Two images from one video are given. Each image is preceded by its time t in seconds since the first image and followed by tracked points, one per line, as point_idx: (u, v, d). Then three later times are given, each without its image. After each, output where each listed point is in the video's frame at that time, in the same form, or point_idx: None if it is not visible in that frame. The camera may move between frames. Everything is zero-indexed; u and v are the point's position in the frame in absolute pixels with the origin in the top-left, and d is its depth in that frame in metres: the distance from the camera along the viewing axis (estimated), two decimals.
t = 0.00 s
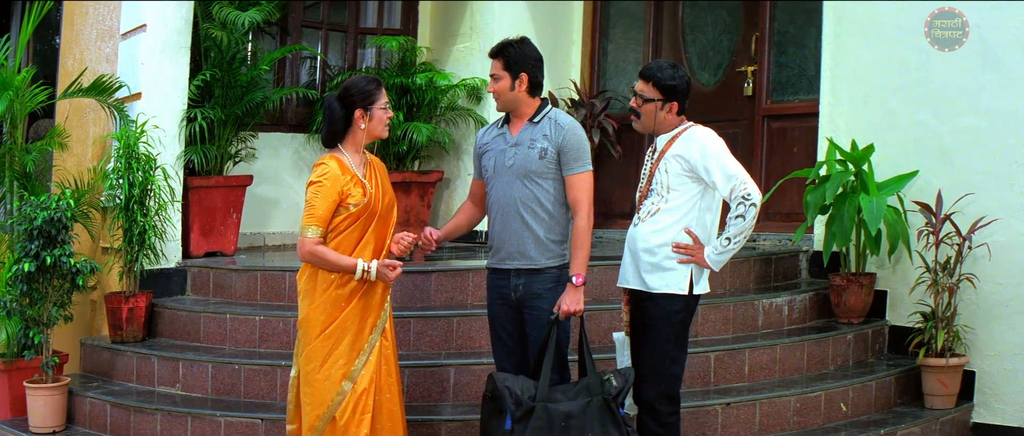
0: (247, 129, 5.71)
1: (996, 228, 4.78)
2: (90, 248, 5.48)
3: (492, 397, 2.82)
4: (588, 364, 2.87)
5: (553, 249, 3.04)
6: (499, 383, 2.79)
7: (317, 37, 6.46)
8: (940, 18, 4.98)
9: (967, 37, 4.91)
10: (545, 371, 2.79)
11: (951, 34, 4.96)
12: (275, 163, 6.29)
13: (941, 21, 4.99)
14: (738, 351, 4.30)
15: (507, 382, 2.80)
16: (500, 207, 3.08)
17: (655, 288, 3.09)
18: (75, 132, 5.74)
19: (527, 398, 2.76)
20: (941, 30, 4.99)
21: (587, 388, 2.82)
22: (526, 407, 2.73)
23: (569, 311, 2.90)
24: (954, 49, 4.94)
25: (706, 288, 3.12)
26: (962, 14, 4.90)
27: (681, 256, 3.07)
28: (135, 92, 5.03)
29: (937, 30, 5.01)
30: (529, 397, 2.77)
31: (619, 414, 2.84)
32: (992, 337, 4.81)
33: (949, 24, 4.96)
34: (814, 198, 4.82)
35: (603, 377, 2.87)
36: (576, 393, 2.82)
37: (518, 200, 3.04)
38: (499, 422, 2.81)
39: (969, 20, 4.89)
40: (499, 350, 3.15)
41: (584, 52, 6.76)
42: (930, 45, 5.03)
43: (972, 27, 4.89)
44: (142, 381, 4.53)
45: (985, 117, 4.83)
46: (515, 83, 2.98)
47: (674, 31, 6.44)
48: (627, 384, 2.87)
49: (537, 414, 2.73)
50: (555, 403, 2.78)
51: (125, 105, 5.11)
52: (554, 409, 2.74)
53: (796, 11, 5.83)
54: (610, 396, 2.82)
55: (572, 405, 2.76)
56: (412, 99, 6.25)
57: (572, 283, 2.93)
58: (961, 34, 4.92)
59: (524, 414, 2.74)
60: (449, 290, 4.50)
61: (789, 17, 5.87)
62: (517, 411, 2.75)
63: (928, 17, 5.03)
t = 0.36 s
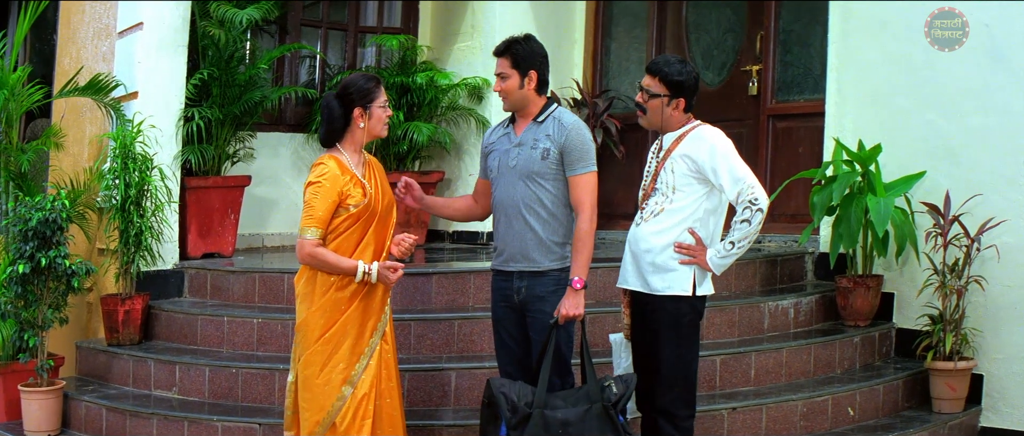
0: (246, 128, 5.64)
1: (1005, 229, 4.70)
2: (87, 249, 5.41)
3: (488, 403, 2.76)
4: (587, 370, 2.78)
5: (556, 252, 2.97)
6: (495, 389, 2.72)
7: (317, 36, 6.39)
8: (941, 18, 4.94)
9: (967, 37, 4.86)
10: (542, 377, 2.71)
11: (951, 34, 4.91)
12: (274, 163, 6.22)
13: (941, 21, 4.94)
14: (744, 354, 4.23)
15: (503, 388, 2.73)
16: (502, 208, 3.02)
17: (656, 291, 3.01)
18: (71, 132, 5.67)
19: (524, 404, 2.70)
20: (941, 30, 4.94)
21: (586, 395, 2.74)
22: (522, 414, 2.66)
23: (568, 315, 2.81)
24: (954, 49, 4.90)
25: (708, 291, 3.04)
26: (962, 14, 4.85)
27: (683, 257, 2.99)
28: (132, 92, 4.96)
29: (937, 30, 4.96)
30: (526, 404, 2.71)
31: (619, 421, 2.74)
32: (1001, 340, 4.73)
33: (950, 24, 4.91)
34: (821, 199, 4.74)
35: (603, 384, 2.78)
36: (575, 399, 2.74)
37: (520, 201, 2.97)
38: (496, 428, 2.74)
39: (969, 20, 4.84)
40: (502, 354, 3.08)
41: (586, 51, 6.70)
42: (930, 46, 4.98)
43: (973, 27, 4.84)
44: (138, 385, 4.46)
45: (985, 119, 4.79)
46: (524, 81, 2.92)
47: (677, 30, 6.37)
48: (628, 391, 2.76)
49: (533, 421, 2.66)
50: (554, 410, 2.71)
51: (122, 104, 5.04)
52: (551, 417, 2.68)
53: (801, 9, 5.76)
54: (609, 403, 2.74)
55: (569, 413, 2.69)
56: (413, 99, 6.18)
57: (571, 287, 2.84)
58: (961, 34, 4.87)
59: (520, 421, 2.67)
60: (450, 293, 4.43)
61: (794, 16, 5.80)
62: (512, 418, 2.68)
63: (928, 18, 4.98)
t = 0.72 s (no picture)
0: (244, 128, 5.57)
1: (1013, 231, 4.63)
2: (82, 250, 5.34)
3: (498, 409, 2.69)
4: (597, 373, 2.72)
5: (561, 254, 2.90)
6: (505, 394, 2.65)
7: (316, 35, 6.33)
8: (941, 18, 4.89)
9: (967, 37, 4.81)
10: (553, 380, 2.64)
11: (952, 34, 4.86)
12: (272, 163, 6.15)
13: (941, 21, 4.89)
14: (751, 358, 4.16)
15: (513, 393, 2.66)
16: (508, 210, 2.95)
17: (664, 295, 2.95)
18: (67, 132, 5.60)
19: (535, 409, 2.63)
20: (941, 30, 4.89)
21: (597, 399, 2.68)
22: (534, 419, 2.59)
23: (577, 318, 2.77)
24: (954, 50, 4.85)
25: (717, 294, 2.98)
26: (962, 14, 4.81)
27: (691, 260, 2.93)
28: (128, 90, 4.92)
29: (937, 30, 4.91)
30: (537, 409, 2.64)
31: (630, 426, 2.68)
32: (1009, 343, 4.66)
33: (950, 24, 4.86)
34: (827, 200, 4.68)
35: (613, 387, 2.72)
36: (587, 402, 2.67)
37: (526, 203, 2.90)
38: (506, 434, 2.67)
39: (969, 20, 4.79)
40: (505, 357, 3.02)
41: (588, 51, 6.63)
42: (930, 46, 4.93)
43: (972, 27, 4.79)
44: (133, 388, 4.39)
45: (986, 121, 4.74)
46: (525, 83, 2.85)
47: (680, 29, 6.31)
48: (639, 395, 2.71)
49: (545, 425, 2.59)
50: (565, 415, 2.64)
51: (118, 103, 5.00)
52: (563, 421, 2.61)
53: (806, 7, 5.69)
54: (621, 406, 2.67)
55: (581, 417, 2.62)
56: (412, 98, 6.11)
57: (579, 290, 2.78)
58: (961, 34, 4.82)
59: (532, 426, 2.60)
60: (451, 295, 4.36)
61: (799, 14, 5.73)
62: (524, 423, 2.61)
63: (929, 18, 4.93)
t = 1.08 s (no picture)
0: (240, 127, 5.50)
1: (1019, 232, 4.56)
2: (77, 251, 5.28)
3: (504, 415, 2.60)
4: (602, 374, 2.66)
5: (559, 255, 2.83)
6: (512, 400, 2.57)
7: (314, 33, 6.26)
8: (941, 18, 4.83)
9: (967, 37, 4.74)
10: (560, 383, 2.56)
11: (952, 34, 4.80)
12: (269, 163, 6.08)
13: (941, 21, 4.84)
14: (755, 361, 4.09)
15: (520, 398, 2.58)
16: (507, 211, 2.89)
17: (669, 298, 2.89)
18: (62, 131, 5.53)
19: (544, 415, 2.55)
20: (941, 30, 4.83)
21: (606, 401, 2.61)
22: (544, 425, 2.52)
23: (579, 318, 2.68)
24: (954, 49, 4.79)
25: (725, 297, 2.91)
26: (962, 13, 4.75)
27: (697, 262, 2.86)
28: (123, 89, 4.83)
29: (937, 30, 4.85)
30: (545, 413, 2.56)
31: (640, 426, 2.62)
32: (1016, 345, 4.59)
33: (950, 24, 4.81)
34: (833, 200, 4.61)
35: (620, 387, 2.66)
36: (595, 405, 2.62)
37: (523, 202, 2.84)
38: None
39: (969, 20, 4.73)
40: (504, 362, 2.96)
41: (590, 50, 6.57)
42: (930, 46, 4.87)
43: (973, 27, 4.73)
44: (128, 392, 4.32)
45: (990, 121, 4.66)
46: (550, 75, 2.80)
47: (683, 27, 6.24)
48: (646, 395, 2.66)
49: (555, 431, 2.52)
50: (574, 419, 2.57)
51: (112, 102, 4.91)
52: (573, 425, 2.54)
53: (810, 5, 5.63)
54: (630, 406, 2.61)
55: (591, 420, 2.56)
56: (412, 97, 6.04)
57: (580, 289, 2.70)
58: (961, 34, 4.76)
59: (542, 432, 2.52)
60: (450, 297, 4.30)
61: (803, 12, 5.66)
62: (533, 429, 2.53)
63: (928, 17, 4.88)
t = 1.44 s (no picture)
0: (238, 128, 5.43)
1: None
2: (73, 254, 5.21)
3: (512, 410, 2.53)
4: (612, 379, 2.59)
5: (574, 257, 2.78)
6: (522, 394, 2.51)
7: (313, 33, 6.20)
8: (940, 18, 4.80)
9: (967, 37, 4.72)
10: (571, 382, 2.51)
11: (951, 34, 4.77)
12: (268, 164, 6.02)
13: (941, 20, 4.80)
14: (761, 366, 4.03)
15: (530, 392, 2.51)
16: (512, 213, 2.80)
17: (676, 302, 2.83)
18: (58, 132, 5.46)
19: (553, 411, 2.49)
20: (941, 30, 4.80)
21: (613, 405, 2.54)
22: (552, 420, 2.45)
23: (595, 321, 2.64)
24: (954, 50, 4.75)
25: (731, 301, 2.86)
26: (962, 13, 4.71)
27: (704, 266, 2.80)
28: (119, 90, 4.78)
29: (937, 30, 4.82)
30: (554, 410, 2.49)
31: (646, 435, 2.55)
32: None
33: (949, 24, 4.78)
34: (839, 203, 4.55)
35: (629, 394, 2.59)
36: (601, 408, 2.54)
37: (535, 204, 2.76)
38: None
39: (969, 20, 4.70)
40: (507, 365, 2.86)
41: (592, 50, 6.51)
42: (929, 46, 4.84)
43: (973, 27, 4.69)
44: (124, 396, 4.26)
45: (995, 122, 4.61)
46: (530, 80, 2.73)
47: (686, 27, 6.18)
48: (655, 404, 2.58)
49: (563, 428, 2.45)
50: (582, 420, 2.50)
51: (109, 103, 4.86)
52: (581, 424, 2.47)
53: (815, 5, 5.57)
54: (638, 414, 2.54)
55: (599, 422, 2.49)
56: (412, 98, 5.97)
57: (596, 293, 2.67)
58: (961, 35, 4.73)
59: (549, 427, 2.45)
60: (451, 301, 4.23)
61: (808, 12, 5.60)
62: (541, 425, 2.46)
63: (928, 17, 4.84)
